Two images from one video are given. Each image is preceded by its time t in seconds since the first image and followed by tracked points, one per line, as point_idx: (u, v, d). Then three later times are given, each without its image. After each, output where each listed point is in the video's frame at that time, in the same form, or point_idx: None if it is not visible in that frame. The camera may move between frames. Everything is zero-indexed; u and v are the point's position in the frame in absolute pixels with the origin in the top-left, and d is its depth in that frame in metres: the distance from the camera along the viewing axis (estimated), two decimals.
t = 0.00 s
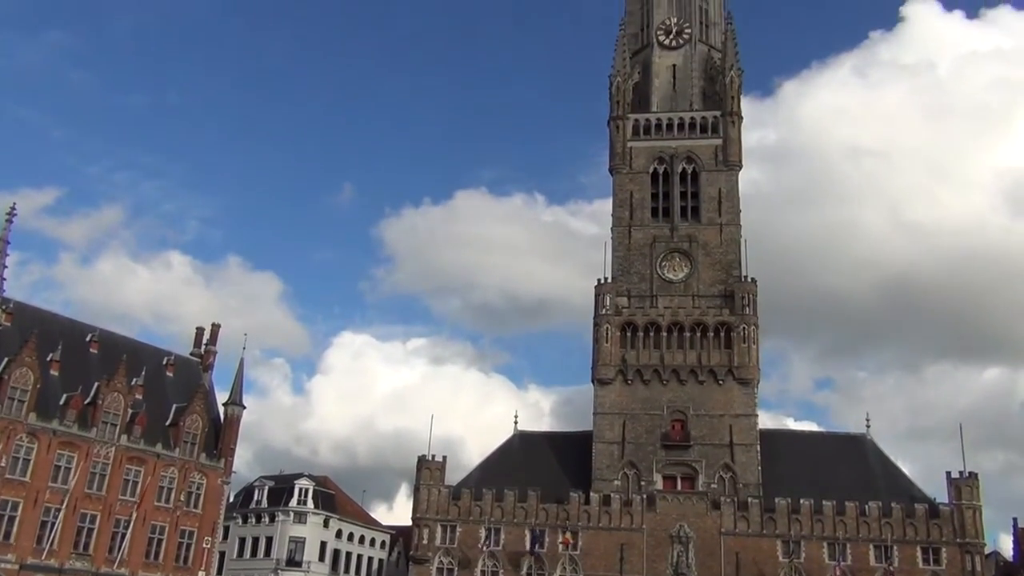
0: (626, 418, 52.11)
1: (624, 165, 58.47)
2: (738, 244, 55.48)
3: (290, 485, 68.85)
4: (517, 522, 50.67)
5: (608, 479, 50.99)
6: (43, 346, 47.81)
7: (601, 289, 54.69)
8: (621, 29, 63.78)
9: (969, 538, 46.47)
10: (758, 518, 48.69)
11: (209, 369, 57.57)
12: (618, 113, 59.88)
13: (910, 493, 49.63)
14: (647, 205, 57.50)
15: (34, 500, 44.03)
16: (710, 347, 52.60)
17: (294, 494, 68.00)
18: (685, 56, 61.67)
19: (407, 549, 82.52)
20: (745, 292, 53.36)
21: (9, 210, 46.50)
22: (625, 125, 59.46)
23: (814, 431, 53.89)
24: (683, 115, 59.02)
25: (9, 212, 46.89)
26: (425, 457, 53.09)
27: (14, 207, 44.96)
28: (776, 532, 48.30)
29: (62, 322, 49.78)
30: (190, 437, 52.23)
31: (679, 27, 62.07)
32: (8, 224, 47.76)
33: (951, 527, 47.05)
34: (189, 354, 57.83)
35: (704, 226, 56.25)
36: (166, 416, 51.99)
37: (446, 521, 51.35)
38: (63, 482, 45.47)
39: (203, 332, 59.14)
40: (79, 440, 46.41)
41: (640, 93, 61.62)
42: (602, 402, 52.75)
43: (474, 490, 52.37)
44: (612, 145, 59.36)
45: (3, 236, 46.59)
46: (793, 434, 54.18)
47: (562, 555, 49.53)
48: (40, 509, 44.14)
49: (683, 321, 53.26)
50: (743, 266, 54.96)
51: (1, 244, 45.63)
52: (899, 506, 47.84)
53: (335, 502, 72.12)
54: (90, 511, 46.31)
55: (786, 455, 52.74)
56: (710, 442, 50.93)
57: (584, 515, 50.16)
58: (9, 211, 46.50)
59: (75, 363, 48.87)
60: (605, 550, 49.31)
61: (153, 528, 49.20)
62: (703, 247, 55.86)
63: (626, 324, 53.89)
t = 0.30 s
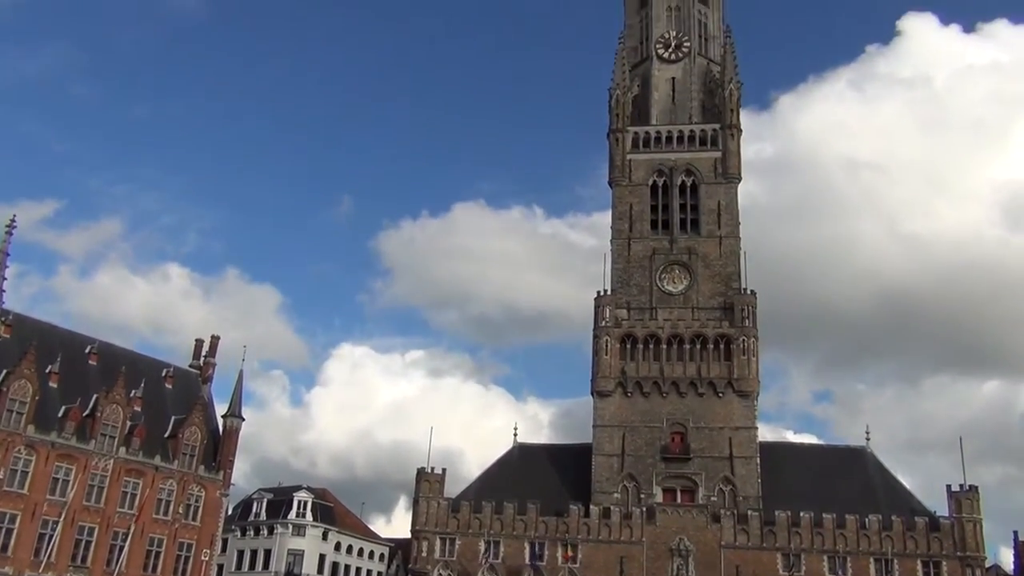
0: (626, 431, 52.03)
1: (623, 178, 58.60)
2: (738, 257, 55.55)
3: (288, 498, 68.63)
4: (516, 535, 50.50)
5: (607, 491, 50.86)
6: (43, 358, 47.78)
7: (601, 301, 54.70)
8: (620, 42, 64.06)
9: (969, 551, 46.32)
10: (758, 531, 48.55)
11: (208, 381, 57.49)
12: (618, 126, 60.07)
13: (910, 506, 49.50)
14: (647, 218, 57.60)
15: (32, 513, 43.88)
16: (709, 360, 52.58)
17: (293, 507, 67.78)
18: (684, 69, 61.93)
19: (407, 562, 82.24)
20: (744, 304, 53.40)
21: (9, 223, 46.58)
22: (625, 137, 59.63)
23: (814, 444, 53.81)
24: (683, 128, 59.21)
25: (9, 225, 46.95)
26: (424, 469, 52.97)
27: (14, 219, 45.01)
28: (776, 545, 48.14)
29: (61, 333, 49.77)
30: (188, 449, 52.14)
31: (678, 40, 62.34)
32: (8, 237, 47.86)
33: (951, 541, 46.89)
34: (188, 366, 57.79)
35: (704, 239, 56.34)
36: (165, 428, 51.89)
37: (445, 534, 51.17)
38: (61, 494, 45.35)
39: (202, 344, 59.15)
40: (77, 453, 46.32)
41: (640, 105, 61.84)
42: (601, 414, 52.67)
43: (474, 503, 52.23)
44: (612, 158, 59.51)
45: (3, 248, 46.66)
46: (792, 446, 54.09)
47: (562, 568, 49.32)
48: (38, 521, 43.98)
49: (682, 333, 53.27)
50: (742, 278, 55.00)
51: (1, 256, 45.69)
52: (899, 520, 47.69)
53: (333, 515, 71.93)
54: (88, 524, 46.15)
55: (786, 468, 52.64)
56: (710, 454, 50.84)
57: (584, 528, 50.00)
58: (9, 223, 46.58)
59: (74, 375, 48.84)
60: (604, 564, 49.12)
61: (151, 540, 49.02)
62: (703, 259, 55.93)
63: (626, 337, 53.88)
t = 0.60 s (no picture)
0: (625, 443, 51.93)
1: (623, 189, 58.70)
2: (737, 269, 55.59)
3: (287, 510, 68.44)
4: (516, 547, 50.32)
5: (607, 504, 50.71)
6: (42, 369, 47.71)
7: (600, 313, 54.69)
8: (619, 54, 64.31)
9: (970, 564, 46.16)
10: (758, 543, 48.38)
11: (207, 393, 57.40)
12: (617, 138, 60.22)
13: (910, 518, 49.36)
14: (646, 229, 57.68)
15: (30, 526, 43.72)
16: (709, 372, 52.54)
17: (292, 519, 67.56)
18: (684, 81, 62.15)
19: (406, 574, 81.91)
20: (744, 316, 53.42)
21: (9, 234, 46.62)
22: (624, 149, 59.76)
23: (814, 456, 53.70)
24: (682, 140, 59.37)
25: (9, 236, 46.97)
26: (423, 481, 52.83)
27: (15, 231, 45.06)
28: (776, 558, 47.96)
29: (60, 345, 49.72)
30: (187, 461, 52.02)
31: (677, 53, 62.59)
32: (8, 250, 47.86)
33: (952, 553, 46.73)
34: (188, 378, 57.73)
35: (703, 250, 56.40)
36: (164, 440, 51.77)
37: (445, 546, 50.96)
38: (60, 507, 45.21)
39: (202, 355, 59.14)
40: (76, 464, 46.21)
41: (639, 117, 62.02)
42: (600, 426, 52.57)
43: (473, 515, 52.05)
44: (611, 170, 59.63)
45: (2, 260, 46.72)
46: (792, 459, 53.98)
47: None
48: (36, 534, 43.82)
49: (682, 345, 53.26)
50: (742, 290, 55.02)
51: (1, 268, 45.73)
52: (900, 532, 47.54)
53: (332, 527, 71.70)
54: (86, 536, 45.99)
55: (786, 480, 52.52)
56: (710, 466, 50.73)
57: (583, 540, 49.82)
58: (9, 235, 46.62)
59: (73, 387, 48.77)
60: None
61: (150, 553, 48.83)
62: (702, 271, 55.97)
63: (625, 348, 53.84)
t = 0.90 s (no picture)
0: (625, 455, 51.83)
1: (622, 201, 58.81)
2: (736, 280, 55.64)
3: (286, 523, 68.26)
4: (516, 559, 50.13)
5: (607, 516, 50.57)
6: (41, 381, 47.64)
7: (600, 325, 54.69)
8: (618, 66, 64.56)
9: None
10: (758, 556, 48.20)
11: (206, 405, 57.32)
12: (616, 150, 60.37)
13: (912, 530, 49.20)
14: (646, 241, 57.76)
15: (28, 538, 43.57)
16: (708, 383, 52.50)
17: (290, 531, 67.35)
18: (683, 93, 62.38)
19: None
20: (743, 327, 53.45)
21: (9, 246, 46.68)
22: (623, 161, 59.90)
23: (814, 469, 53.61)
24: (681, 152, 59.53)
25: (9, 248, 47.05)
26: (422, 493, 52.67)
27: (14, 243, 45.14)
28: (776, 570, 47.78)
29: (60, 357, 49.69)
30: (186, 473, 51.89)
31: (676, 65, 62.83)
32: (8, 262, 47.99)
33: (953, 565, 46.59)
34: (187, 390, 57.67)
35: (702, 261, 56.48)
36: (162, 452, 51.64)
37: (444, 558, 50.77)
38: (58, 519, 45.06)
39: (201, 367, 59.14)
40: (74, 477, 46.10)
41: (638, 129, 62.22)
42: (600, 438, 52.49)
43: (473, 528, 51.88)
44: (610, 182, 59.75)
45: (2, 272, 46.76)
46: (792, 471, 53.90)
47: None
48: (34, 546, 43.67)
49: (681, 356, 53.26)
50: (741, 301, 55.05)
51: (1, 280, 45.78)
52: (900, 544, 47.38)
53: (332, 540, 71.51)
54: (84, 549, 45.82)
55: (786, 493, 52.38)
56: (710, 478, 50.63)
57: (583, 552, 49.64)
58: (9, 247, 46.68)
59: (71, 399, 48.66)
60: None
61: (148, 565, 48.64)
62: (701, 282, 56.02)
63: (625, 360, 53.81)
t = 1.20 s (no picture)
0: (625, 467, 51.72)
1: (621, 213, 58.90)
2: (736, 292, 55.68)
3: (284, 536, 68.03)
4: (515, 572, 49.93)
5: (606, 528, 50.40)
6: (39, 394, 47.56)
7: (599, 337, 54.68)
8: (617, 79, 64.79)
9: None
10: (759, 569, 48.00)
11: (205, 417, 57.18)
12: (615, 162, 60.50)
13: (912, 543, 49.01)
14: (645, 253, 57.82)
15: (25, 551, 43.40)
16: (708, 395, 52.45)
17: (289, 545, 67.11)
18: (681, 105, 62.59)
19: None
20: (742, 339, 53.45)
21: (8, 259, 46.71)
22: (622, 173, 60.01)
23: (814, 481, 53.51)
24: (680, 164, 59.68)
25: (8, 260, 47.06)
26: (422, 506, 52.50)
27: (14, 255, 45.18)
28: None
29: (59, 370, 49.63)
30: (184, 485, 51.75)
31: (674, 78, 63.05)
32: (8, 271, 48.53)
33: None
34: (186, 402, 57.58)
35: (701, 273, 56.55)
36: (161, 464, 51.51)
37: (443, 571, 50.57)
38: (56, 532, 44.91)
39: (200, 379, 59.09)
40: (72, 489, 45.98)
41: (637, 141, 62.40)
42: (600, 450, 52.36)
43: (472, 541, 51.70)
44: (610, 194, 59.85)
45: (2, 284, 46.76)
46: (791, 483, 53.78)
47: None
48: (31, 559, 43.49)
49: (681, 368, 53.24)
50: (740, 313, 55.07)
51: None
52: (901, 557, 47.20)
53: (330, 553, 71.23)
54: (82, 562, 45.63)
55: (785, 505, 52.25)
56: (710, 490, 50.51)
57: (583, 565, 49.42)
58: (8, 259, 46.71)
59: (69, 411, 48.54)
60: None
61: None
62: (700, 294, 56.05)
63: (624, 372, 53.77)
